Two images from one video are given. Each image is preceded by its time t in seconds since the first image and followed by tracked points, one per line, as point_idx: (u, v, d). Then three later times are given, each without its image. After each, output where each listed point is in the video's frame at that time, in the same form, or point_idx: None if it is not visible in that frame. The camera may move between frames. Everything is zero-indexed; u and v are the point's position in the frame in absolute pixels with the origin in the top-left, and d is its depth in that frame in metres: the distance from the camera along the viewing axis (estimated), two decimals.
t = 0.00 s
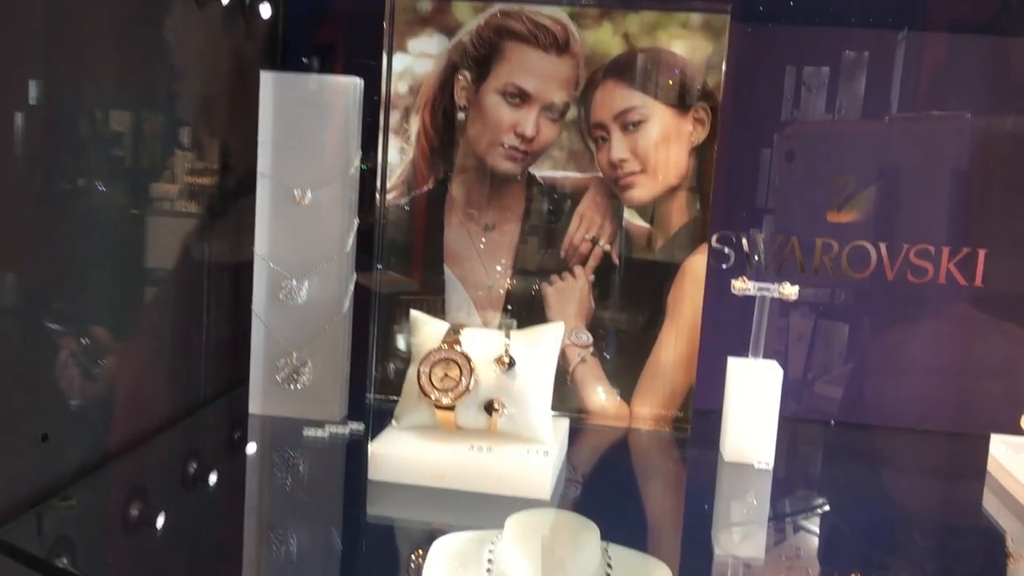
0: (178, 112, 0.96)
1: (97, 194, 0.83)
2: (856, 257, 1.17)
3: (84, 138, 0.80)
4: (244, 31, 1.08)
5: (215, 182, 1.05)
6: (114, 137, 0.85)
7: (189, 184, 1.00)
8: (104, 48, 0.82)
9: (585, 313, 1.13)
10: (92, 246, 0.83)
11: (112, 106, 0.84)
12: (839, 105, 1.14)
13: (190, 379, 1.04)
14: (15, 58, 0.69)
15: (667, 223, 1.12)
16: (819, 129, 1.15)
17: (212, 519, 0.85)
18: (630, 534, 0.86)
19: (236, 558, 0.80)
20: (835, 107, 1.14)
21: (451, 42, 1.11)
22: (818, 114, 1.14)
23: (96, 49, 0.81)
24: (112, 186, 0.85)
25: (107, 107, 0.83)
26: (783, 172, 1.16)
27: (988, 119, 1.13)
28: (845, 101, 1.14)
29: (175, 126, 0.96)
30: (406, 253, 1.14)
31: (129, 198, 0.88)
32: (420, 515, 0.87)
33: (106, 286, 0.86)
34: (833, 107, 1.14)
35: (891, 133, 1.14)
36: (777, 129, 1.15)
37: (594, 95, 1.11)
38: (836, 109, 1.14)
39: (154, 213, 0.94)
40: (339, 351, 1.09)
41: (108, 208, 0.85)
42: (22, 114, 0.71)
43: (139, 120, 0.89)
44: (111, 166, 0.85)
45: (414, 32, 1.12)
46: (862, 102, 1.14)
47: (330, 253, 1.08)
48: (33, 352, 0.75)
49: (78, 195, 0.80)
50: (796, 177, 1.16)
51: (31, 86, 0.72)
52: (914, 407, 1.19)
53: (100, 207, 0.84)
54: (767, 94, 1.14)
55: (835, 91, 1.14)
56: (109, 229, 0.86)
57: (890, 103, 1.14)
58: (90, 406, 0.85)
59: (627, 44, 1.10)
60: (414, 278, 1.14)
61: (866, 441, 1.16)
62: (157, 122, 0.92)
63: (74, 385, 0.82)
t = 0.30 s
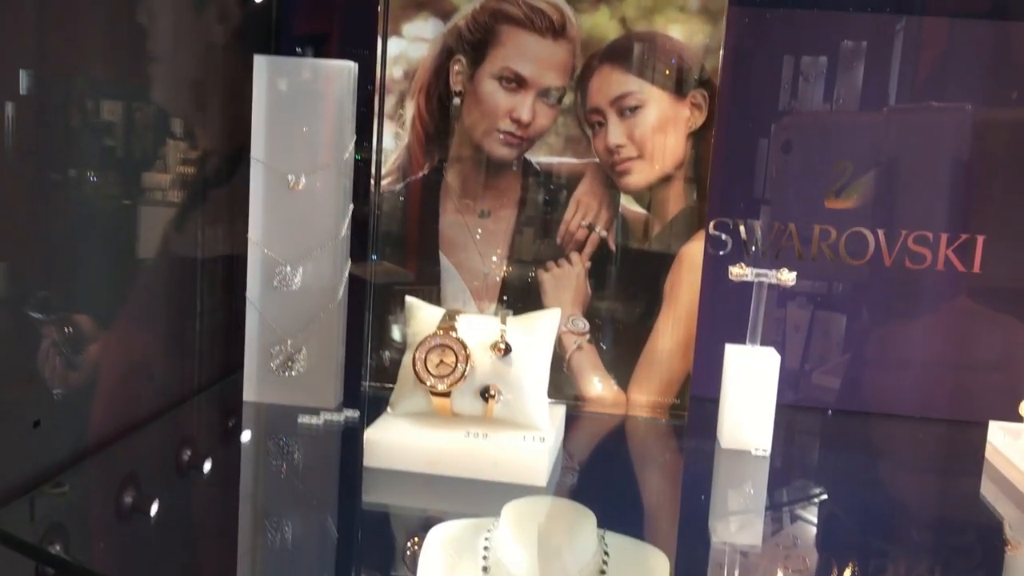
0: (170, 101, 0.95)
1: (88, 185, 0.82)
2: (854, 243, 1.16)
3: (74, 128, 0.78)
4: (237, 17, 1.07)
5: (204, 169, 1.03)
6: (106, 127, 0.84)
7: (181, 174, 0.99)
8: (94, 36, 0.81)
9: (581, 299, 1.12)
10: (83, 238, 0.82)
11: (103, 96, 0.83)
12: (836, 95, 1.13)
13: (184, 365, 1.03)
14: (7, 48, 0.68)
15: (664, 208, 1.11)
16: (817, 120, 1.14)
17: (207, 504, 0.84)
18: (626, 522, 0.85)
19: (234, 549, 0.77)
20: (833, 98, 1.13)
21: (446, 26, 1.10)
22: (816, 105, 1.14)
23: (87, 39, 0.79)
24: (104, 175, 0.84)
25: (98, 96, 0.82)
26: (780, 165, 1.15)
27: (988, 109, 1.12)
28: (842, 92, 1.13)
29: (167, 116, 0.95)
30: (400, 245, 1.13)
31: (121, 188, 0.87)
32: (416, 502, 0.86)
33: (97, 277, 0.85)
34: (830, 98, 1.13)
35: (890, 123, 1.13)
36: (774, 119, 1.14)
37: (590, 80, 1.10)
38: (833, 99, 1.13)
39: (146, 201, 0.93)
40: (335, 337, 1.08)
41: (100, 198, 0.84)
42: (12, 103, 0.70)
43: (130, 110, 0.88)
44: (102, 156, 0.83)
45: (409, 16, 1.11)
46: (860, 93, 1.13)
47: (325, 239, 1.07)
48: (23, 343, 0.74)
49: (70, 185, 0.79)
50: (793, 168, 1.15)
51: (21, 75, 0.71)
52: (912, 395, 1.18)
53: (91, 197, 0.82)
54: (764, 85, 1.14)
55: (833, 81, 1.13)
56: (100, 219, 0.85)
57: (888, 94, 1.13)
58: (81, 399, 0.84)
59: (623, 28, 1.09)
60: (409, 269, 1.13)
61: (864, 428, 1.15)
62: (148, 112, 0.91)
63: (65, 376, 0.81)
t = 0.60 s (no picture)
0: (170, 91, 0.95)
1: (88, 175, 0.81)
2: (855, 233, 1.16)
3: (73, 119, 0.78)
4: (237, 6, 1.06)
5: (202, 160, 1.03)
6: (106, 118, 0.83)
7: (181, 165, 0.99)
8: (93, 27, 0.80)
9: (581, 288, 1.12)
10: (83, 229, 0.82)
11: (103, 86, 0.82)
12: (838, 85, 1.13)
13: (185, 354, 1.03)
14: (6, 38, 0.68)
15: (664, 198, 1.11)
16: (818, 110, 1.14)
17: (208, 494, 0.84)
18: (628, 511, 0.85)
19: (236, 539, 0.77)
20: (834, 88, 1.13)
21: (446, 14, 1.10)
22: (817, 96, 1.13)
23: (86, 30, 0.79)
24: (104, 166, 0.84)
25: (98, 86, 0.82)
26: (781, 156, 1.15)
27: (989, 100, 1.12)
28: (843, 83, 1.13)
29: (167, 108, 0.94)
30: (401, 236, 1.13)
31: (121, 179, 0.87)
32: (417, 491, 0.86)
33: (98, 268, 0.85)
34: (831, 89, 1.13)
35: (891, 114, 1.13)
36: (775, 109, 1.14)
37: (591, 68, 1.09)
38: (834, 90, 1.13)
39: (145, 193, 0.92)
40: (334, 327, 1.07)
41: (100, 189, 0.84)
42: (11, 94, 0.69)
43: (129, 100, 0.87)
44: (101, 146, 0.83)
45: (408, 5, 1.10)
46: (861, 83, 1.13)
47: (325, 228, 1.05)
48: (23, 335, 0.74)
49: (70, 176, 0.78)
50: (793, 158, 1.15)
51: (21, 66, 0.70)
52: (912, 385, 1.18)
53: (91, 188, 0.82)
54: (765, 75, 1.13)
55: (834, 72, 1.13)
56: (100, 210, 0.84)
57: (890, 84, 1.12)
58: (81, 393, 0.84)
59: (624, 16, 1.08)
60: (409, 260, 1.13)
61: (864, 416, 1.16)
62: (148, 103, 0.91)
63: (66, 368, 0.81)
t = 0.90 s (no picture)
0: (166, 87, 0.95)
1: (85, 170, 0.81)
2: (851, 228, 1.16)
3: (70, 114, 0.78)
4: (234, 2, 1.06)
5: (198, 156, 1.03)
6: (102, 113, 0.84)
7: (178, 162, 0.99)
8: (89, 23, 0.80)
9: (577, 284, 1.13)
10: (80, 224, 0.82)
11: (99, 82, 0.83)
12: (834, 79, 1.13)
13: (183, 349, 1.04)
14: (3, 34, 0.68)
15: (661, 193, 1.10)
16: (814, 105, 1.14)
17: (206, 488, 0.84)
18: (623, 505, 0.85)
19: (233, 533, 0.77)
20: (830, 83, 1.13)
21: (443, 10, 1.10)
22: (813, 91, 1.13)
23: (82, 26, 0.79)
24: (101, 161, 0.84)
25: (94, 82, 0.82)
26: (777, 150, 1.15)
27: (985, 94, 1.12)
28: (839, 77, 1.13)
29: (163, 105, 0.94)
30: (398, 231, 1.13)
31: (117, 174, 0.87)
32: (415, 486, 0.87)
33: (96, 264, 0.85)
34: (827, 83, 1.13)
35: (886, 108, 1.13)
36: (772, 104, 1.14)
37: (588, 63, 1.09)
38: (830, 84, 1.13)
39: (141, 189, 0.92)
40: (331, 322, 1.07)
41: (96, 184, 0.84)
42: (9, 89, 0.69)
43: (125, 97, 0.87)
44: (99, 141, 0.83)
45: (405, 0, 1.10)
46: (857, 77, 1.13)
47: (322, 223, 1.05)
48: (20, 333, 0.74)
49: (67, 172, 0.79)
50: (790, 153, 1.15)
51: (18, 61, 0.70)
52: (908, 378, 1.19)
53: (88, 183, 0.82)
54: (761, 69, 1.14)
55: (830, 66, 1.13)
56: (96, 205, 0.84)
57: (886, 78, 1.12)
58: (78, 389, 0.84)
59: (621, 11, 1.08)
60: (406, 255, 1.13)
61: (859, 410, 1.16)
62: (144, 100, 0.91)
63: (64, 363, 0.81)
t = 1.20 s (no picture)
0: (157, 84, 0.94)
1: (75, 167, 0.81)
2: (844, 222, 1.16)
3: (59, 111, 0.77)
4: None
5: (190, 152, 1.03)
6: (92, 109, 0.83)
7: (169, 159, 0.98)
8: (76, 19, 0.79)
9: (570, 279, 1.12)
10: (71, 221, 0.81)
11: (88, 78, 0.82)
12: (825, 75, 1.13)
13: (175, 345, 1.04)
14: None
15: (653, 187, 1.10)
16: (806, 100, 1.14)
17: (198, 484, 0.84)
18: (615, 500, 0.85)
19: (225, 530, 0.77)
20: (821, 78, 1.13)
21: (434, 4, 1.10)
22: (804, 86, 1.13)
23: (71, 22, 0.78)
24: (90, 157, 0.83)
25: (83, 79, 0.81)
26: (771, 145, 1.15)
27: (977, 89, 1.11)
28: (830, 73, 1.13)
29: (154, 102, 0.94)
30: (390, 227, 1.13)
31: (107, 171, 0.87)
32: (406, 481, 0.86)
33: (87, 262, 0.85)
34: (818, 78, 1.13)
35: (878, 103, 1.13)
36: (764, 99, 1.14)
37: (579, 57, 1.09)
38: (821, 79, 1.13)
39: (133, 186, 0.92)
40: (323, 317, 1.06)
41: (85, 181, 0.83)
42: None
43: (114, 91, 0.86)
44: (88, 138, 0.83)
45: None
46: (848, 72, 1.12)
47: (313, 218, 1.05)
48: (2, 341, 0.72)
49: (56, 169, 0.78)
50: (783, 148, 1.15)
51: (7, 57, 0.70)
52: (901, 372, 1.19)
53: (77, 180, 0.81)
54: (753, 64, 1.13)
55: (821, 62, 1.12)
56: (86, 203, 0.84)
57: (877, 74, 1.12)
58: (67, 389, 0.84)
59: (612, 5, 1.08)
60: (398, 252, 1.13)
61: (851, 404, 1.16)
62: (136, 97, 0.90)
63: (55, 360, 0.81)
